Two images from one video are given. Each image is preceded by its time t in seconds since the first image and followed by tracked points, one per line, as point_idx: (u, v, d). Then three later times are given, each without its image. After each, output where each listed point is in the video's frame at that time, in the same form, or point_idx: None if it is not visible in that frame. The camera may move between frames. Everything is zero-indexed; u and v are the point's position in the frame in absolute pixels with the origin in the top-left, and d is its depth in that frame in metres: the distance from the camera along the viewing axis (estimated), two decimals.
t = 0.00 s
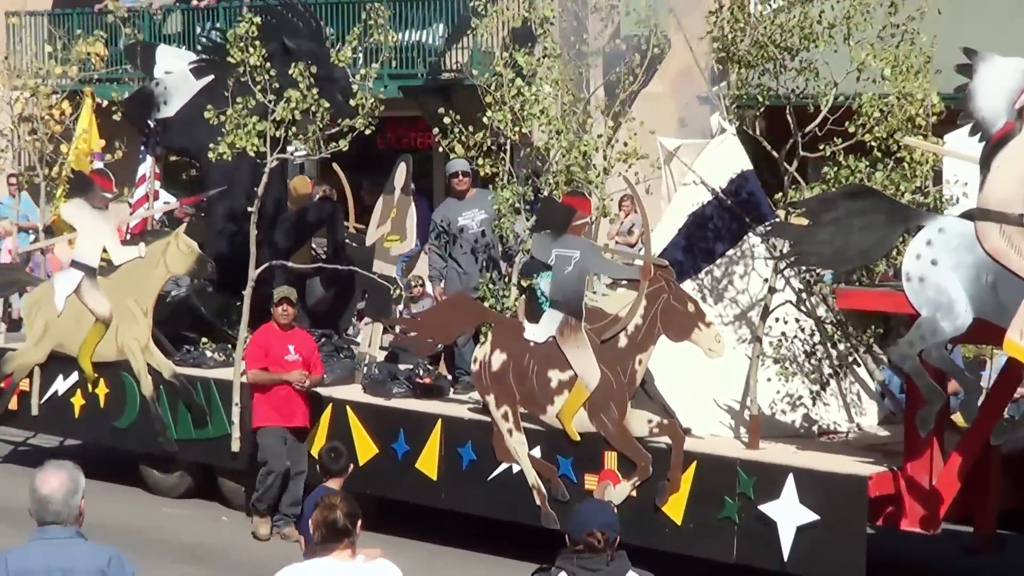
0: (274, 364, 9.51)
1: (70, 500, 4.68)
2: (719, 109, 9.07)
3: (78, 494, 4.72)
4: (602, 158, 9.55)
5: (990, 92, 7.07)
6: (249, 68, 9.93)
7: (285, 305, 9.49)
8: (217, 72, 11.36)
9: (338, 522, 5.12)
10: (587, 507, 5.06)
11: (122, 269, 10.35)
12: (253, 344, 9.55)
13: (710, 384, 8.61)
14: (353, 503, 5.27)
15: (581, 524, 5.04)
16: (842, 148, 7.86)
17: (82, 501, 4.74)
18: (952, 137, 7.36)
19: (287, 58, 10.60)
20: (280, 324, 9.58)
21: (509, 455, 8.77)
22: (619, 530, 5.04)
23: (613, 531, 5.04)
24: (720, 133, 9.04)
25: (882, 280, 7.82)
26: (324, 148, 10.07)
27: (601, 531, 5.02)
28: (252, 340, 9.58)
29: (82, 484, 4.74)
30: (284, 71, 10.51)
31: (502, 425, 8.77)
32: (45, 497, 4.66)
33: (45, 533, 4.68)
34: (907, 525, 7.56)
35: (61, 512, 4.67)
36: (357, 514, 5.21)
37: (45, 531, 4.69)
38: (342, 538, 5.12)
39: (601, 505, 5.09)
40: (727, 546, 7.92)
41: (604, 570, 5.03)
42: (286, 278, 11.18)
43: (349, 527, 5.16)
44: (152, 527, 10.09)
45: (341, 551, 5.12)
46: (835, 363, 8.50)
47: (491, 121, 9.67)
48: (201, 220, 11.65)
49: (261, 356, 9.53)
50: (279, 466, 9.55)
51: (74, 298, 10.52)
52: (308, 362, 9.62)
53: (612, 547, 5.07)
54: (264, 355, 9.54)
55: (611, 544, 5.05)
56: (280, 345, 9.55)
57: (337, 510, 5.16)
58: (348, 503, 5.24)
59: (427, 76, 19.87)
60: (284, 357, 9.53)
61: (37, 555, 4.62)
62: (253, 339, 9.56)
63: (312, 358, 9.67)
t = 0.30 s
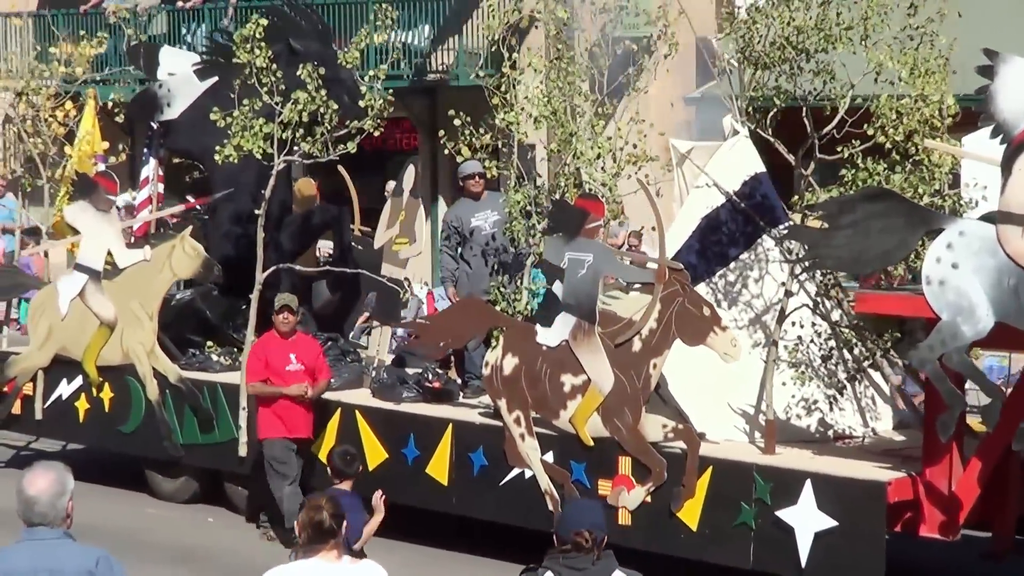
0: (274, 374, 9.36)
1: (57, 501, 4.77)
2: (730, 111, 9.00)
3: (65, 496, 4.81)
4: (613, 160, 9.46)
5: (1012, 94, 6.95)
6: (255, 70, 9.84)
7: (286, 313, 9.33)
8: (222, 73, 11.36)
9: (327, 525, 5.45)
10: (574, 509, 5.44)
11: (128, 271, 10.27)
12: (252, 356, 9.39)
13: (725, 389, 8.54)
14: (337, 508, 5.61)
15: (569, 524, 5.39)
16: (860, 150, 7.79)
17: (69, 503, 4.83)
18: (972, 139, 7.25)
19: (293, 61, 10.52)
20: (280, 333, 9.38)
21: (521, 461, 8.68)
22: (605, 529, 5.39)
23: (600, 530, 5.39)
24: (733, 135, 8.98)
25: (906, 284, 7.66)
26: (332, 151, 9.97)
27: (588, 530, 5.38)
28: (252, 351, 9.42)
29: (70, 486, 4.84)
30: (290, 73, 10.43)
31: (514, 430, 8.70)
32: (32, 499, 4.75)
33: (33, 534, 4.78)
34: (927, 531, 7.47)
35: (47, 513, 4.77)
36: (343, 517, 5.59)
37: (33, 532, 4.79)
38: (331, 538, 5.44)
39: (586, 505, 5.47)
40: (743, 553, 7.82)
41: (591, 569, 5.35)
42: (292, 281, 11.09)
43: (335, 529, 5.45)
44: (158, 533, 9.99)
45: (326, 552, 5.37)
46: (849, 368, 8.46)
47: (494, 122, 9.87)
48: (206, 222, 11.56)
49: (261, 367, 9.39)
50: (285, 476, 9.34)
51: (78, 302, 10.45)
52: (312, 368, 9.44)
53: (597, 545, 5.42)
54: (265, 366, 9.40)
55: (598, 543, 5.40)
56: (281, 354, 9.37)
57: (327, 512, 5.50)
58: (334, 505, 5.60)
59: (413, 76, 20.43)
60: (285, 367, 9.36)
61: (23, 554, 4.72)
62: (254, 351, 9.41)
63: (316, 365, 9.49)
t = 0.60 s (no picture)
0: (272, 380, 9.20)
1: (35, 504, 4.87)
2: (737, 113, 8.99)
3: (44, 499, 4.91)
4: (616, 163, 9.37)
5: None
6: (256, 72, 9.74)
7: (276, 316, 9.20)
8: (219, 75, 11.19)
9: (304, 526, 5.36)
10: (556, 509, 5.43)
11: (124, 276, 10.20)
12: (248, 361, 9.26)
13: (731, 393, 8.45)
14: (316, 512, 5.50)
15: (550, 524, 5.38)
16: (870, 152, 7.71)
17: (48, 505, 4.93)
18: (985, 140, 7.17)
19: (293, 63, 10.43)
20: (273, 336, 9.29)
21: (526, 466, 8.59)
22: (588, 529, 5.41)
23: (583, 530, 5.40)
24: (739, 138, 8.96)
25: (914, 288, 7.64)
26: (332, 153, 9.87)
27: (571, 531, 5.38)
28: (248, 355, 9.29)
29: (49, 488, 4.93)
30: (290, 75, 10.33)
31: (518, 435, 8.61)
32: (11, 501, 4.86)
33: (14, 536, 4.87)
34: (938, 537, 7.38)
35: (26, 516, 4.87)
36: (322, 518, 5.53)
37: (14, 534, 4.88)
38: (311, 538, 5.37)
39: (566, 505, 5.48)
40: (752, 560, 7.70)
41: (568, 569, 5.33)
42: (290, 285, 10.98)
43: (312, 530, 5.37)
44: (154, 540, 9.85)
45: (302, 553, 5.27)
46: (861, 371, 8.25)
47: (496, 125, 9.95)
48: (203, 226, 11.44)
49: (257, 373, 9.23)
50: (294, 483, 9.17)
51: (74, 305, 10.36)
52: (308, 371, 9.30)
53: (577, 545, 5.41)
54: (261, 371, 9.24)
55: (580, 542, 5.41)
56: (276, 358, 9.24)
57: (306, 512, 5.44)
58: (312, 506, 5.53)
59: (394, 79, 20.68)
60: (280, 370, 9.22)
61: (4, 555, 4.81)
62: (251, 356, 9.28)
63: (312, 366, 9.37)
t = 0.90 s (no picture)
0: (263, 382, 9.07)
1: (12, 505, 5.09)
2: (741, 115, 8.94)
3: (20, 501, 5.13)
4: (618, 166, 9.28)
5: None
6: (252, 74, 9.63)
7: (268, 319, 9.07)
8: (213, 77, 11.07)
9: (275, 527, 5.48)
10: (532, 510, 5.38)
11: (118, 279, 10.09)
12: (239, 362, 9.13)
13: (736, 398, 8.36)
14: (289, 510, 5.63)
15: (528, 525, 5.34)
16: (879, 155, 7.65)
17: (23, 507, 5.16)
18: (997, 142, 7.08)
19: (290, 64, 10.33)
20: (265, 339, 9.18)
21: (528, 472, 8.49)
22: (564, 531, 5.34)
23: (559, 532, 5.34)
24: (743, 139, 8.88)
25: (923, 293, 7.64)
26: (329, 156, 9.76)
27: (546, 532, 5.33)
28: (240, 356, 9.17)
29: (24, 490, 5.16)
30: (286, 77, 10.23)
31: (520, 440, 8.51)
32: None
33: None
34: (947, 542, 7.27)
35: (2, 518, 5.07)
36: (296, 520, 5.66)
37: None
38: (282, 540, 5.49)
39: (545, 506, 5.41)
40: (758, 567, 7.61)
41: (542, 569, 5.31)
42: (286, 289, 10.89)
43: (285, 531, 5.51)
44: (149, 547, 9.73)
45: (276, 555, 5.43)
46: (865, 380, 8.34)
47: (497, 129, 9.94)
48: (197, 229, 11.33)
49: (249, 375, 9.09)
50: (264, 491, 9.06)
51: (67, 310, 10.22)
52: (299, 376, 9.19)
53: (554, 547, 5.36)
54: (252, 373, 9.11)
55: (557, 544, 5.35)
56: (268, 360, 9.13)
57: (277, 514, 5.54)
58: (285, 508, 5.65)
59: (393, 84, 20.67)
60: (272, 374, 9.11)
61: None
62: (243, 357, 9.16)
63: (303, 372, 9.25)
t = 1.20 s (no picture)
0: (249, 393, 8.83)
1: None
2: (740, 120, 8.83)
3: None
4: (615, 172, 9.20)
5: None
6: (244, 78, 9.52)
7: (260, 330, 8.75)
8: (203, 81, 10.95)
9: (240, 531, 5.47)
10: (503, 517, 5.40)
11: (109, 287, 9.93)
12: (227, 371, 8.90)
13: (737, 406, 8.30)
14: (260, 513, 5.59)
15: (501, 530, 5.35)
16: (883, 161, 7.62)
17: None
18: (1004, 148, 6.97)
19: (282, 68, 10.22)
20: (258, 350, 8.90)
21: (527, 481, 8.40)
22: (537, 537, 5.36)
23: (532, 537, 5.35)
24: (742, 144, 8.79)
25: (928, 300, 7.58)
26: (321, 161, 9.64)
27: (519, 538, 5.34)
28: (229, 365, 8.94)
29: None
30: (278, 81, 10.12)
31: (519, 449, 8.41)
32: None
33: None
34: (953, 553, 6.85)
35: None
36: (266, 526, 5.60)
37: None
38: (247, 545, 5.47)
39: (517, 512, 5.43)
40: None
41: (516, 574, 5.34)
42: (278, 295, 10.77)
43: (253, 535, 5.49)
44: (139, 557, 9.59)
45: (242, 560, 5.47)
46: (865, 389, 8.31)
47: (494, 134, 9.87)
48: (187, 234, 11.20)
49: (235, 385, 8.85)
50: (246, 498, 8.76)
51: (56, 317, 10.07)
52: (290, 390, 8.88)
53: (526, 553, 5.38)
54: (239, 383, 8.86)
55: (528, 549, 5.36)
56: (258, 371, 8.85)
57: (243, 518, 5.51)
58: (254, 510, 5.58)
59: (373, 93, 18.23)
60: (261, 384, 8.83)
61: None
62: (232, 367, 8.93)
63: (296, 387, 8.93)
